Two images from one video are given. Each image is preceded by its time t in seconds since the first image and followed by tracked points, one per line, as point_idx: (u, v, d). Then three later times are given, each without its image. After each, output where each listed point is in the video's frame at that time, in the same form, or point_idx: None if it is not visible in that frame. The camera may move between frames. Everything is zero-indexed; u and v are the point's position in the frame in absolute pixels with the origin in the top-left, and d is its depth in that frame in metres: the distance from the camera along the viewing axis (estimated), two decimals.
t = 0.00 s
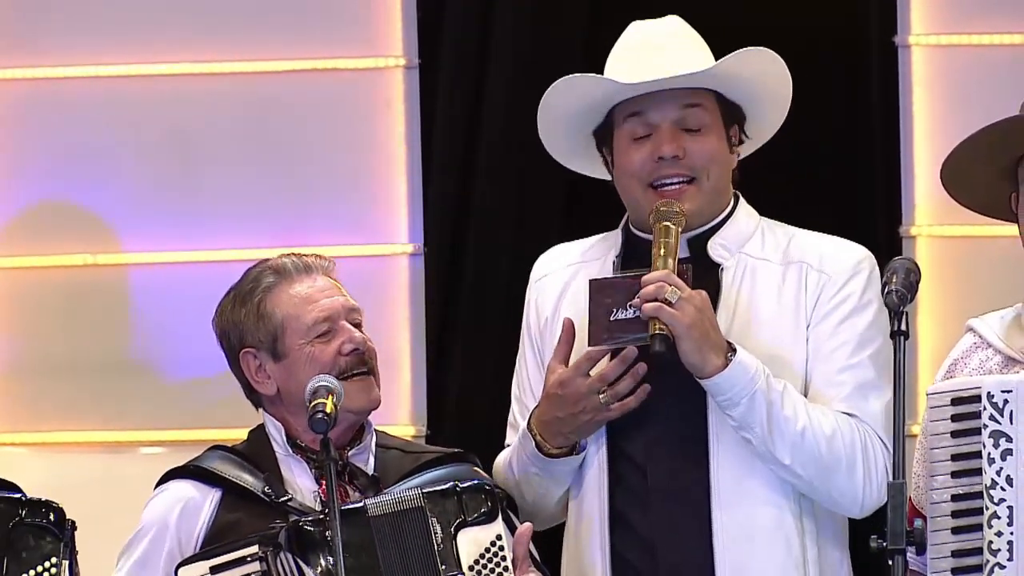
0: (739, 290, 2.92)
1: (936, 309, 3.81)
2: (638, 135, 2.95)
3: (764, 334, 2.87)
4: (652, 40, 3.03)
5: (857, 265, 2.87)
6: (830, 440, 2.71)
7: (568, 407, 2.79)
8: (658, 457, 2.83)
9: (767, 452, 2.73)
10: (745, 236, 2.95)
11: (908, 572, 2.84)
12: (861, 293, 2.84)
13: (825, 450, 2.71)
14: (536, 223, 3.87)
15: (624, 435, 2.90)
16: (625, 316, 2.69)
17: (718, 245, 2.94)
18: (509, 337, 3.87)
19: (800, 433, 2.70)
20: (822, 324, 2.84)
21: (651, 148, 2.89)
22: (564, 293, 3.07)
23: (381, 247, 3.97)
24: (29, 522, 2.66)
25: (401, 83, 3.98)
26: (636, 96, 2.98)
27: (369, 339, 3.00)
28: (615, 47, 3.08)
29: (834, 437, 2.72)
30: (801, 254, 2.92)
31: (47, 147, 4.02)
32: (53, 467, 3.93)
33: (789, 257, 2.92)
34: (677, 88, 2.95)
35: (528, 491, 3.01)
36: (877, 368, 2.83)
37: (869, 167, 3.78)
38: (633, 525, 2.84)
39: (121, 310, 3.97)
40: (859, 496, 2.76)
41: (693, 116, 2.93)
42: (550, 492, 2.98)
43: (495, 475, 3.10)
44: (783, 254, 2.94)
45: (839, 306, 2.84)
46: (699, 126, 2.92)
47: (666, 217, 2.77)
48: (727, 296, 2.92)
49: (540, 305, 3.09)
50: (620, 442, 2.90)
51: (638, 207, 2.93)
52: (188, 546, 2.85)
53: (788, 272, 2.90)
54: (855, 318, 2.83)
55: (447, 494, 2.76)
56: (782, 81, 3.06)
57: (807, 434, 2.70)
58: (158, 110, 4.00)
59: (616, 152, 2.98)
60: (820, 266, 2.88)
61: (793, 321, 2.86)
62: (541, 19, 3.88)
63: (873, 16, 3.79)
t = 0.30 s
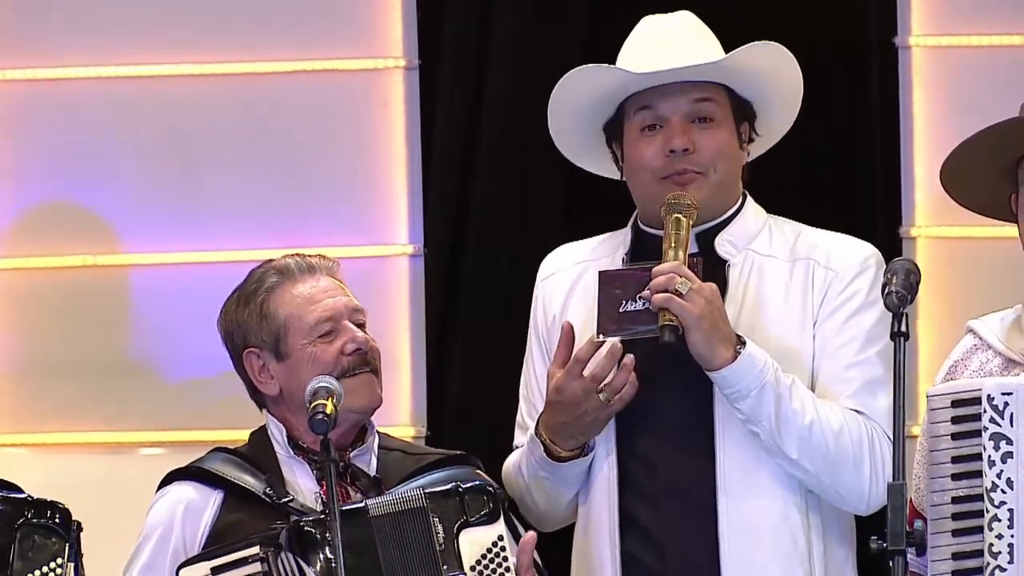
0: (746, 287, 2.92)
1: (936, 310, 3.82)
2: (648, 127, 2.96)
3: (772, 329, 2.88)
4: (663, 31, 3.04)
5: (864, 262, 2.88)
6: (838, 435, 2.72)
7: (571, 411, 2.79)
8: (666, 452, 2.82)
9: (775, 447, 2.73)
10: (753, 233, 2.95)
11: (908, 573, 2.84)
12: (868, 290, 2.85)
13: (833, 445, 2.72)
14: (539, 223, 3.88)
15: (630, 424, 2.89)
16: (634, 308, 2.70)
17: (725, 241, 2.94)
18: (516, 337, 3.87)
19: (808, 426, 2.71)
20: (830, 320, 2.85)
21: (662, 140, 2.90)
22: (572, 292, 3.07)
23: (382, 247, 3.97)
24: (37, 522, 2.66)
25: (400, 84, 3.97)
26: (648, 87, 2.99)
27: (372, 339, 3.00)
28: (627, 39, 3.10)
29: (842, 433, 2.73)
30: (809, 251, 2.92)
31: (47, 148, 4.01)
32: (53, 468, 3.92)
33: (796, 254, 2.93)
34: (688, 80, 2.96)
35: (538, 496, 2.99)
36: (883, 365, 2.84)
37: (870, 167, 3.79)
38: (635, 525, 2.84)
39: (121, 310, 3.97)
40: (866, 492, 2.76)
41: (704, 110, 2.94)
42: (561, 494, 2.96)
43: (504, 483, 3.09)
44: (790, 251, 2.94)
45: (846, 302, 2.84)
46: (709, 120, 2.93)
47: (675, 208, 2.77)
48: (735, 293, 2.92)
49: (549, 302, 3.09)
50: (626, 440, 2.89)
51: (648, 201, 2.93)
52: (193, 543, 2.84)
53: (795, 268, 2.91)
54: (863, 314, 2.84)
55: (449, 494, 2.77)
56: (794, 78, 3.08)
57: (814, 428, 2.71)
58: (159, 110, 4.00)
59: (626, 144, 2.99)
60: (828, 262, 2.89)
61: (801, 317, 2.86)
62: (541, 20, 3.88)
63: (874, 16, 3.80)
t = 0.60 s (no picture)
0: (751, 287, 2.92)
1: (936, 311, 3.81)
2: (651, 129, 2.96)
3: (777, 330, 2.88)
4: (667, 31, 3.04)
5: (869, 262, 2.88)
6: (844, 436, 2.72)
7: (573, 416, 2.79)
8: (672, 454, 2.82)
9: (781, 448, 2.73)
10: (757, 233, 2.95)
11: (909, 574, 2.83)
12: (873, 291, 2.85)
13: (839, 446, 2.72)
14: (541, 223, 3.88)
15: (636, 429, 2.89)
16: (641, 310, 2.69)
17: (730, 241, 2.94)
18: (519, 337, 3.89)
19: (814, 427, 2.70)
20: (835, 320, 2.84)
21: (666, 141, 2.90)
22: (576, 292, 3.07)
23: (383, 247, 3.95)
24: (37, 522, 2.65)
25: (400, 84, 3.97)
26: (651, 88, 2.99)
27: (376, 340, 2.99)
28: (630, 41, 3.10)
29: (848, 434, 2.73)
30: (814, 252, 2.92)
31: (47, 147, 4.01)
32: (52, 468, 3.91)
33: (801, 254, 2.93)
34: (691, 82, 2.96)
35: (542, 498, 2.98)
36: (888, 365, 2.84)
37: (869, 172, 3.80)
38: (637, 525, 2.84)
39: (121, 310, 3.97)
40: (871, 493, 2.76)
41: (707, 111, 2.94)
42: (564, 496, 2.95)
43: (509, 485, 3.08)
44: (794, 251, 2.94)
45: (851, 303, 2.84)
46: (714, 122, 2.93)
47: (679, 210, 2.77)
48: (740, 293, 2.92)
49: (553, 302, 3.09)
50: (630, 441, 2.89)
51: (652, 202, 2.93)
52: (195, 541, 2.83)
53: (800, 269, 2.91)
54: (868, 315, 2.83)
55: (452, 494, 2.76)
56: (796, 80, 3.08)
57: (820, 429, 2.71)
58: (159, 110, 4.00)
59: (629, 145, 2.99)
60: (833, 263, 2.89)
61: (806, 318, 2.86)
62: (541, 20, 3.88)
63: (873, 16, 3.81)
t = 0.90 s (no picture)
0: (752, 288, 2.92)
1: (936, 311, 3.81)
2: (653, 131, 2.96)
3: (778, 331, 2.88)
4: (669, 32, 3.04)
5: (870, 265, 2.88)
6: (844, 439, 2.72)
7: (572, 419, 2.79)
8: (672, 456, 2.82)
9: (782, 451, 2.73)
10: (758, 235, 2.95)
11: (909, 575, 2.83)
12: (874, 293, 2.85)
13: (839, 448, 2.72)
14: (540, 225, 3.88)
15: (636, 430, 2.90)
16: (642, 312, 2.70)
17: (732, 243, 2.94)
18: (520, 338, 3.89)
19: (815, 430, 2.71)
20: (837, 322, 2.84)
21: (668, 143, 2.90)
22: (579, 293, 3.07)
23: (382, 248, 3.95)
24: (34, 525, 2.66)
25: (400, 85, 3.97)
26: (654, 90, 2.99)
27: (379, 343, 2.99)
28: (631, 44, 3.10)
29: (849, 436, 2.73)
30: (815, 254, 2.92)
31: (47, 148, 4.01)
32: (52, 469, 3.91)
33: (802, 256, 2.93)
34: (693, 83, 2.96)
35: (542, 499, 2.98)
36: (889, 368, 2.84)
37: (869, 172, 3.82)
38: (638, 526, 2.84)
39: (121, 310, 3.97)
40: (871, 495, 2.76)
41: (709, 113, 2.94)
42: (563, 498, 2.95)
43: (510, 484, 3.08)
44: (795, 253, 2.94)
45: (852, 305, 2.84)
46: (716, 123, 2.93)
47: (680, 211, 2.77)
48: (741, 294, 2.92)
49: (555, 303, 3.09)
50: (631, 443, 2.90)
51: (654, 204, 2.93)
52: (197, 542, 2.83)
53: (801, 271, 2.91)
54: (869, 317, 2.84)
55: (454, 495, 2.76)
56: (799, 80, 3.07)
57: (821, 431, 2.71)
58: (159, 110, 4.00)
59: (631, 146, 3.00)
60: (835, 265, 2.89)
61: (808, 320, 2.87)
62: (541, 21, 3.89)
63: (873, 16, 3.82)
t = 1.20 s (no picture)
0: (750, 290, 2.92)
1: (936, 311, 3.81)
2: (650, 134, 2.96)
3: (777, 332, 2.87)
4: (667, 35, 3.04)
5: (870, 267, 2.87)
6: (843, 441, 2.72)
7: (567, 419, 2.79)
8: (670, 458, 2.82)
9: (780, 453, 2.73)
10: (757, 237, 2.95)
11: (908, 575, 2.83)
12: (874, 296, 2.84)
13: (838, 450, 2.72)
14: (540, 226, 3.90)
15: (634, 434, 2.90)
16: (638, 314, 2.70)
17: (731, 245, 2.94)
18: (520, 338, 3.90)
19: (813, 432, 2.70)
20: (836, 323, 2.84)
21: (665, 146, 2.90)
22: (578, 293, 3.06)
23: (383, 248, 3.93)
24: (29, 525, 2.65)
25: (400, 84, 3.97)
26: (650, 94, 2.99)
27: (372, 343, 2.98)
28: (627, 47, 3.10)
29: (847, 438, 2.73)
30: (815, 256, 2.91)
31: (48, 147, 4.01)
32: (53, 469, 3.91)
33: (801, 258, 2.92)
34: (690, 86, 2.96)
35: (541, 500, 2.98)
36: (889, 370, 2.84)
37: (869, 167, 3.85)
38: (636, 527, 2.84)
39: (122, 309, 3.97)
40: (870, 498, 2.75)
41: (705, 115, 2.94)
42: (563, 500, 2.95)
43: (510, 484, 3.08)
44: (795, 255, 2.94)
45: (851, 306, 2.83)
46: (714, 125, 2.93)
47: (677, 215, 2.77)
48: (741, 295, 2.92)
49: (555, 303, 3.08)
50: (628, 443, 2.89)
51: (652, 207, 2.93)
52: (195, 541, 2.83)
53: (800, 272, 2.90)
54: (868, 320, 2.83)
55: (452, 494, 2.76)
56: (795, 82, 3.07)
57: (819, 434, 2.71)
58: (159, 109, 4.00)
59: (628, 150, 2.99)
60: (834, 267, 2.88)
61: (806, 321, 2.86)
62: (541, 20, 3.91)
63: (873, 27, 3.85)
